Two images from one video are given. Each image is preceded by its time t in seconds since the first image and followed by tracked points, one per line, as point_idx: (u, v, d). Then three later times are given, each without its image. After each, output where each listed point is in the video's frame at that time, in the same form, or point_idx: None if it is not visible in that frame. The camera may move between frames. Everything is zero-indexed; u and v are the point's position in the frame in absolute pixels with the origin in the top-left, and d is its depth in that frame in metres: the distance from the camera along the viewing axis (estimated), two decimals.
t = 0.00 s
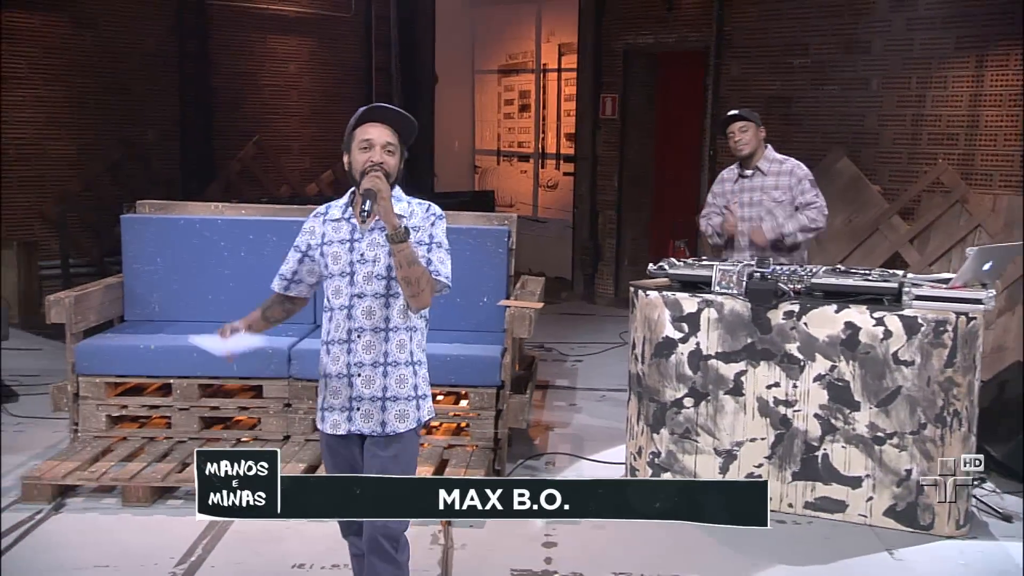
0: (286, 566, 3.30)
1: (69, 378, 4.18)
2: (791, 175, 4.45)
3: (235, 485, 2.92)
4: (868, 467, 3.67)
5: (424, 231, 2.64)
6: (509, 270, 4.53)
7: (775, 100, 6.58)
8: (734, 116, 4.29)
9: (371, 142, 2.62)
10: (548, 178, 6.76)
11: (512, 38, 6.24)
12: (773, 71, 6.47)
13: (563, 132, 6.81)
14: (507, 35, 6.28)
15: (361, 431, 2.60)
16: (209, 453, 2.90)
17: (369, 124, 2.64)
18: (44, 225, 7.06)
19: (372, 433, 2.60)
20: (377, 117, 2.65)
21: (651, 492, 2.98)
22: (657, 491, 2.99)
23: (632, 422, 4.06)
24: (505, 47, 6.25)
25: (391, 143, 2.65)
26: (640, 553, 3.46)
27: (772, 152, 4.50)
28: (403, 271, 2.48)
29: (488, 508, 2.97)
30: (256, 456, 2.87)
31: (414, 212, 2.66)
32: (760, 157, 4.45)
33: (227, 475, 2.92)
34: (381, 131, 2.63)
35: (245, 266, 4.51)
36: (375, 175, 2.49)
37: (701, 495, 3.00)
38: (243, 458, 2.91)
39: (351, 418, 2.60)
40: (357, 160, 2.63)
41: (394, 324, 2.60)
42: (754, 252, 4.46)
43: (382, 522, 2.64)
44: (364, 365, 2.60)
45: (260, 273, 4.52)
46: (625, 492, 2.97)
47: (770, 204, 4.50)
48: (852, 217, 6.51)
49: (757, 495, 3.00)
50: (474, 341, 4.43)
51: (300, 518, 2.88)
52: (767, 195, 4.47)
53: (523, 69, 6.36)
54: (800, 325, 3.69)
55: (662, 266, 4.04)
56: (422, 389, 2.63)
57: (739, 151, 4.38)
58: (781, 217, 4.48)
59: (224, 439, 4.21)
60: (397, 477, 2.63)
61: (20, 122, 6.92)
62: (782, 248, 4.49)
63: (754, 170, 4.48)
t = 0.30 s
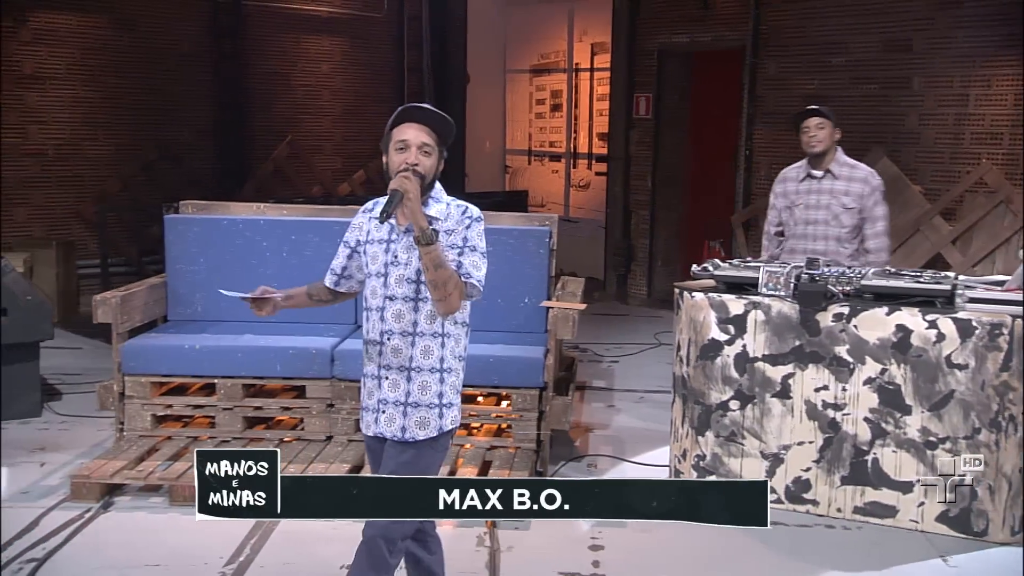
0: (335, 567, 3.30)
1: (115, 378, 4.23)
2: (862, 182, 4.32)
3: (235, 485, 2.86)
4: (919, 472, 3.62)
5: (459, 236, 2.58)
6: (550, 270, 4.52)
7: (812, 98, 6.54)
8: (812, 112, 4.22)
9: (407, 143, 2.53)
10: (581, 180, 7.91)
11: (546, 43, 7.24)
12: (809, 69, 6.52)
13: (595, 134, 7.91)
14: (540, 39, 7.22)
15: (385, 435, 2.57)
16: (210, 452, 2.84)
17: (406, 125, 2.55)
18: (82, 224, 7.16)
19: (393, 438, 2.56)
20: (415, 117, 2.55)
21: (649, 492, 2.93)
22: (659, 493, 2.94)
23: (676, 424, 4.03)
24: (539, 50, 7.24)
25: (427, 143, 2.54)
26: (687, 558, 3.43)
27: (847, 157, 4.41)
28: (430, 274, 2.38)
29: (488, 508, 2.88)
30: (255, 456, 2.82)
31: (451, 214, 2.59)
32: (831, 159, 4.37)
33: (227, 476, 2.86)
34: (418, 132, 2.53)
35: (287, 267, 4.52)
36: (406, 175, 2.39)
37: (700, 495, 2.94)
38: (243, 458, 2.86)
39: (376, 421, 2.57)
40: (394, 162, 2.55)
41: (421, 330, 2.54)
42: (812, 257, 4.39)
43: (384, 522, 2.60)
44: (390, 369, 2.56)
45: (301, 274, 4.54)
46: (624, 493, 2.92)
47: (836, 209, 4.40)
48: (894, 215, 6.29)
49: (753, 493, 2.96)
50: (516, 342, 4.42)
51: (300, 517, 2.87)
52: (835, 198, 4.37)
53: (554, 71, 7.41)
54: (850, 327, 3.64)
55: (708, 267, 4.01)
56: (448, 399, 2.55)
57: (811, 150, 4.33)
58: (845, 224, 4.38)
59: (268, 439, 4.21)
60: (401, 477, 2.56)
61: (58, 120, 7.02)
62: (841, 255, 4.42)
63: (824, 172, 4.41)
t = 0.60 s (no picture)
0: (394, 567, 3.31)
1: (164, 374, 4.27)
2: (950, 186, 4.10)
3: (235, 485, 2.81)
4: (977, 476, 3.57)
5: (487, 244, 2.47)
6: (595, 268, 4.48)
7: (855, 94, 6.46)
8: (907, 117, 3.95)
9: (440, 146, 2.44)
10: (616, 178, 7.83)
11: (580, 38, 7.42)
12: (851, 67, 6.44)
13: (630, 132, 7.81)
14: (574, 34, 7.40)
15: (405, 438, 2.54)
16: (210, 452, 2.79)
17: (441, 126, 2.45)
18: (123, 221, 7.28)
19: (413, 442, 2.53)
20: (450, 118, 2.45)
21: (649, 491, 2.83)
22: (660, 491, 2.84)
23: (725, 425, 3.98)
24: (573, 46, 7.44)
25: (461, 149, 2.44)
26: (741, 562, 3.39)
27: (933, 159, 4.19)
28: (453, 284, 2.32)
29: (486, 510, 2.65)
30: (254, 456, 2.76)
31: (481, 220, 2.47)
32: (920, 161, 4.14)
33: (227, 475, 2.81)
34: (452, 135, 2.44)
35: (332, 265, 4.53)
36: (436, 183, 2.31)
37: (701, 495, 2.85)
38: (243, 458, 2.80)
39: (397, 422, 2.55)
40: (427, 163, 2.46)
41: (443, 337, 2.48)
42: (893, 260, 4.16)
43: (413, 527, 2.56)
44: (412, 372, 2.52)
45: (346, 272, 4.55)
46: (623, 493, 2.82)
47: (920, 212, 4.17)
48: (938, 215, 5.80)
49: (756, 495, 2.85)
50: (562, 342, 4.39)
51: (300, 517, 2.82)
52: (922, 202, 4.14)
53: (590, 66, 7.54)
54: (905, 328, 3.57)
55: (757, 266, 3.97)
56: (468, 408, 2.50)
57: (904, 155, 4.06)
58: (929, 229, 4.15)
59: (314, 436, 4.22)
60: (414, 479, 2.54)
61: (100, 120, 7.08)
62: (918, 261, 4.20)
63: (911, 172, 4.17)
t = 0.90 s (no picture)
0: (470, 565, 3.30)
1: (209, 369, 4.30)
2: None
3: (235, 485, 2.82)
4: None
5: (503, 247, 2.42)
6: (638, 265, 4.46)
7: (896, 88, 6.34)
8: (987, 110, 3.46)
9: (456, 148, 2.38)
10: (648, 173, 7.57)
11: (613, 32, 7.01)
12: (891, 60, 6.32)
13: (664, 127, 7.58)
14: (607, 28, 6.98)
15: (421, 440, 2.51)
16: (209, 452, 2.80)
17: (457, 127, 2.39)
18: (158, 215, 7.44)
19: (428, 444, 2.50)
20: (466, 119, 2.38)
21: (650, 491, 2.80)
22: (660, 490, 2.81)
23: (772, 423, 3.94)
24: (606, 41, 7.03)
25: (479, 152, 2.38)
26: (790, 561, 3.35)
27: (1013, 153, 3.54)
28: (467, 290, 2.28)
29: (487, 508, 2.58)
30: (254, 456, 2.77)
31: (497, 223, 2.43)
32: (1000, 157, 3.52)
33: (227, 476, 2.82)
34: (469, 138, 2.37)
35: (373, 260, 4.53)
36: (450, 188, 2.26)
37: (702, 496, 2.80)
38: (243, 458, 2.81)
39: (411, 424, 2.53)
40: (443, 166, 2.40)
41: (456, 340, 2.44)
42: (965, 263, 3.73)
43: (441, 531, 2.55)
44: (426, 374, 2.50)
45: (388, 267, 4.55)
46: (625, 493, 2.81)
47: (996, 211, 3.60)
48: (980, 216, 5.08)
49: (756, 495, 2.77)
50: (604, 338, 4.35)
51: (300, 515, 2.84)
52: (999, 202, 3.56)
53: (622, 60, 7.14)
54: (959, 326, 3.51)
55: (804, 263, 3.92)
56: (482, 412, 2.46)
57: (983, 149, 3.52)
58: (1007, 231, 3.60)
59: (357, 432, 4.23)
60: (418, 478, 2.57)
61: (138, 115, 7.25)
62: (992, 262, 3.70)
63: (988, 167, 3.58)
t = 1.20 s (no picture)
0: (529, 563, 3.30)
1: (254, 364, 4.31)
2: None
3: (235, 485, 2.55)
4: None
5: (523, 238, 2.31)
6: (683, 261, 4.41)
7: (941, 83, 6.22)
8: None
9: (469, 138, 2.30)
10: (683, 169, 7.40)
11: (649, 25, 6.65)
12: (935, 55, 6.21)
13: (699, 121, 7.46)
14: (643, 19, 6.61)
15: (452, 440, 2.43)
16: (208, 451, 2.53)
17: (470, 117, 2.31)
18: (197, 211, 7.36)
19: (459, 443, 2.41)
20: (477, 108, 2.31)
21: (648, 489, 2.52)
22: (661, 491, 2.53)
23: (822, 422, 3.88)
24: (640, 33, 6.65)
25: (492, 140, 2.30)
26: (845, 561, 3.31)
27: None
28: (487, 281, 2.20)
29: (488, 510, 2.37)
30: (255, 455, 2.50)
31: (516, 213, 2.32)
32: None
33: (227, 475, 2.55)
34: (481, 126, 2.28)
35: (417, 256, 4.53)
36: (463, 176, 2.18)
37: (704, 494, 2.51)
38: (243, 457, 2.54)
39: (440, 424, 2.44)
40: (457, 158, 2.33)
41: (482, 337, 2.35)
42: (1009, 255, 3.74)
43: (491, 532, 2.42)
44: (454, 373, 2.41)
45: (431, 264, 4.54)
46: (622, 491, 2.53)
47: None
48: None
49: (762, 494, 2.50)
50: (650, 335, 4.32)
51: (300, 518, 2.57)
52: None
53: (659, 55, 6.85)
54: (1018, 324, 3.47)
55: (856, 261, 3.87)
56: (512, 409, 2.35)
57: None
58: None
59: (402, 428, 4.23)
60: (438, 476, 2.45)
61: (176, 110, 7.18)
62: None
63: None
